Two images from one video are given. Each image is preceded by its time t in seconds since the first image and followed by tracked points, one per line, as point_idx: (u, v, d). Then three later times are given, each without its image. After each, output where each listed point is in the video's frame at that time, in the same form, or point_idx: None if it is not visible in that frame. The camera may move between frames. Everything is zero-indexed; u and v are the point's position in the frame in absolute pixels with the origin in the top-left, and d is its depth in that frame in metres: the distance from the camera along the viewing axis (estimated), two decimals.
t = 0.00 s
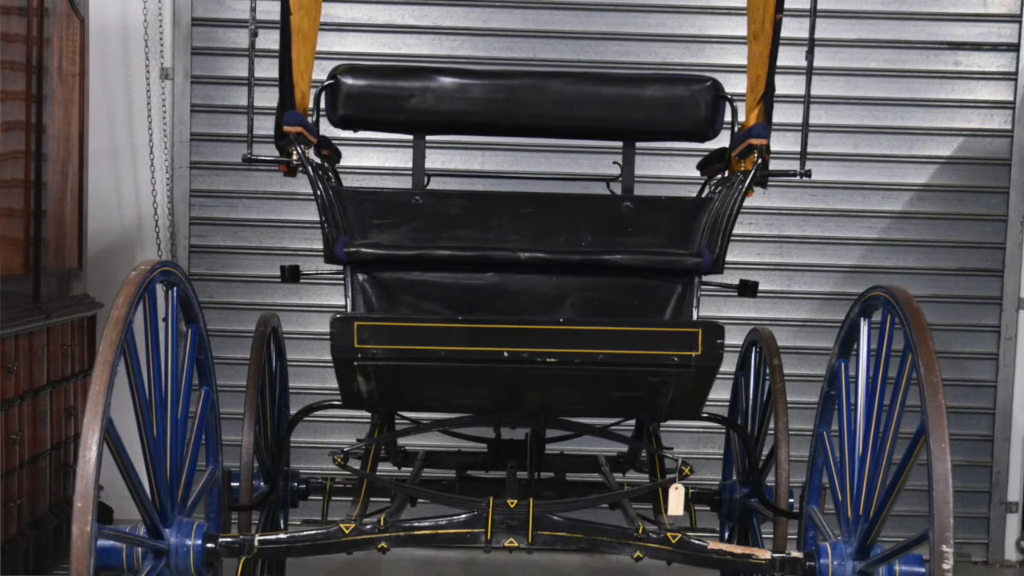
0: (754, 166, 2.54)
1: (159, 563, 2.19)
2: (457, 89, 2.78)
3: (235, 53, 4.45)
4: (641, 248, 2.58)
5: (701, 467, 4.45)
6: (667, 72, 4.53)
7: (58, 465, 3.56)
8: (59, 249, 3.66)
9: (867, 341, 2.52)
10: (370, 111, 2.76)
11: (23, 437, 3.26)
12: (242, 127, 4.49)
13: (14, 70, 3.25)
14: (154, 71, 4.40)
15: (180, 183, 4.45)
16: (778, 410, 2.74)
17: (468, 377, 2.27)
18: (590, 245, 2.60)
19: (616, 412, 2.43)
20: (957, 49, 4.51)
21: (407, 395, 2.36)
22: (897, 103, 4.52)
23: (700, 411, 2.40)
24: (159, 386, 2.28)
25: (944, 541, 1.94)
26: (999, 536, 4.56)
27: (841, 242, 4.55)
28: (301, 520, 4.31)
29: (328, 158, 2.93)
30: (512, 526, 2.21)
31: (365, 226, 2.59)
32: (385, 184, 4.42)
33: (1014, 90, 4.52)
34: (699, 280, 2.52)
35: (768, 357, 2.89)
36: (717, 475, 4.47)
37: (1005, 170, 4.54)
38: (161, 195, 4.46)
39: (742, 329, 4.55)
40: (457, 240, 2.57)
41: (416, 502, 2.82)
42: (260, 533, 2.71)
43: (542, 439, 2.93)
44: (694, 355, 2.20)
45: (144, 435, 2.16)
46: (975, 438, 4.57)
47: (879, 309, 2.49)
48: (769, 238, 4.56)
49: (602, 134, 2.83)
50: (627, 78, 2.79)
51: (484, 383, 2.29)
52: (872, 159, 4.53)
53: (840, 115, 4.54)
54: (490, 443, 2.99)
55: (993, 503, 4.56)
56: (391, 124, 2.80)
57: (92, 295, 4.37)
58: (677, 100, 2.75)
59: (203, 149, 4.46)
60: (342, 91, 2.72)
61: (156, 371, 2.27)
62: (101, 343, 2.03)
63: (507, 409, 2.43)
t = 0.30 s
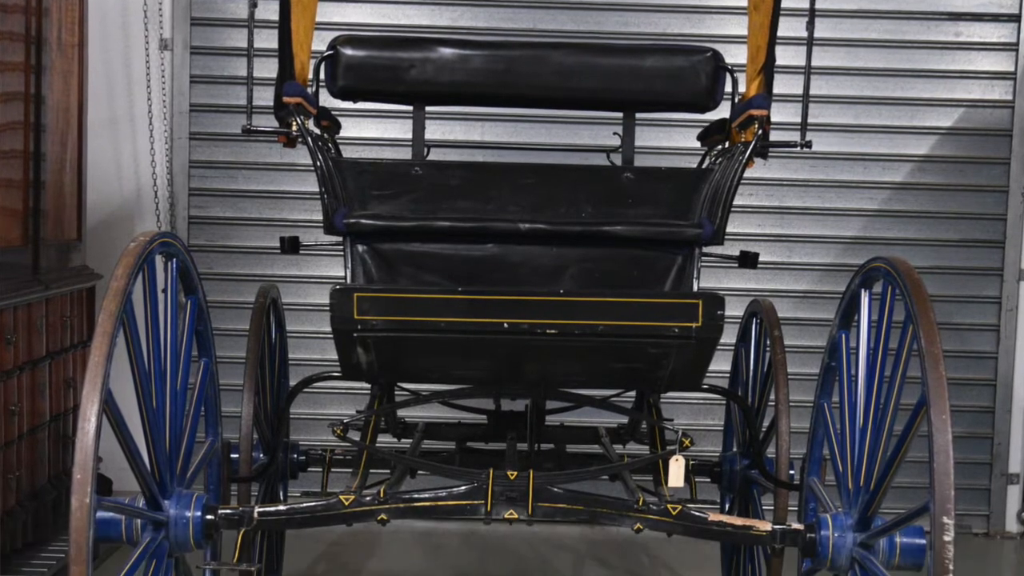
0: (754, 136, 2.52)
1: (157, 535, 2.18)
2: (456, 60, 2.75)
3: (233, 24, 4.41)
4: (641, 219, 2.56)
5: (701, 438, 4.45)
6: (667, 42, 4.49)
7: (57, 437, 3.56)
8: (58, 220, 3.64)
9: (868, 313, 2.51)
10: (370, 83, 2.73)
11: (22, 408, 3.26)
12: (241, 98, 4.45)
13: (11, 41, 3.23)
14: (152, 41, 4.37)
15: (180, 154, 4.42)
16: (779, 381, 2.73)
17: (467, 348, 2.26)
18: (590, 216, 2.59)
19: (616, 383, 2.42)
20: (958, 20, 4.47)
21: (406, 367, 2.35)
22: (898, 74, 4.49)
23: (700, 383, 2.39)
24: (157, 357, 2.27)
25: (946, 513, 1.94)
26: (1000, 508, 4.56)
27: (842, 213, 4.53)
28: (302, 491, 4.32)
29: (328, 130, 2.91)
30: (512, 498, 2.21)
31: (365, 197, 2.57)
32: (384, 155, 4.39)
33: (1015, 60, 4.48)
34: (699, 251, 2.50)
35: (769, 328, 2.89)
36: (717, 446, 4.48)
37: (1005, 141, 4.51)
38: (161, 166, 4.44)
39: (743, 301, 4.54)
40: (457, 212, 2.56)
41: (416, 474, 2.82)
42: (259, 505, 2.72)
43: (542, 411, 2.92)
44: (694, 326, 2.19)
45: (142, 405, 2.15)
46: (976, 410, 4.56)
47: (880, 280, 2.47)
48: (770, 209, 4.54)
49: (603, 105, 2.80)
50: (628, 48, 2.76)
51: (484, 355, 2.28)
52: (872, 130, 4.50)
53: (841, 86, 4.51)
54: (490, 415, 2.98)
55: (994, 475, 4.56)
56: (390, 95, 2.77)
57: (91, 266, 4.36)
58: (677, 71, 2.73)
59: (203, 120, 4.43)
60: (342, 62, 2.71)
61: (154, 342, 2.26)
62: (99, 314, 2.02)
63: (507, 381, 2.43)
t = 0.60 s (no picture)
0: (754, 107, 2.51)
1: (157, 507, 2.17)
2: (456, 31, 2.72)
3: None
4: (642, 190, 2.55)
5: (702, 409, 4.46)
6: (667, 12, 4.45)
7: (56, 408, 3.56)
8: (57, 191, 3.62)
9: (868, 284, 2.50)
10: (369, 53, 2.71)
11: (21, 379, 3.26)
12: (240, 68, 4.42)
13: (9, 11, 3.20)
14: (151, 11, 4.34)
15: (179, 124, 4.40)
16: (780, 352, 2.72)
17: (468, 320, 2.25)
18: (590, 187, 2.58)
19: (617, 355, 2.41)
20: None
21: (407, 339, 2.34)
22: (899, 45, 4.45)
23: (701, 354, 2.38)
24: (157, 328, 2.26)
25: (947, 485, 1.93)
26: (1001, 480, 4.56)
27: (842, 183, 4.50)
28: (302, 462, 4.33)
29: (328, 101, 2.88)
30: (512, 469, 2.21)
31: (365, 167, 2.55)
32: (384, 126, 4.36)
33: (1016, 31, 4.44)
34: (699, 223, 2.48)
35: (769, 300, 2.88)
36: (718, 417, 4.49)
37: (1006, 112, 4.48)
38: (160, 137, 4.41)
39: (743, 272, 4.53)
40: (457, 182, 2.54)
41: (416, 445, 2.82)
42: (258, 476, 2.71)
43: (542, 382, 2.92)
44: (695, 298, 2.18)
45: (141, 376, 2.15)
46: (977, 381, 4.56)
47: (880, 252, 2.47)
48: (771, 180, 4.52)
49: (603, 76, 2.78)
50: (628, 19, 2.73)
51: (484, 326, 2.27)
52: (872, 101, 4.47)
53: (841, 56, 4.47)
54: (489, 386, 2.98)
55: (995, 447, 4.56)
56: (390, 66, 2.74)
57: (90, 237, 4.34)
58: (677, 41, 2.70)
59: (202, 91, 4.40)
60: (341, 33, 2.68)
61: (154, 314, 2.25)
62: (98, 285, 2.01)
63: (507, 352, 2.42)
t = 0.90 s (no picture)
0: (754, 78, 2.49)
1: (157, 478, 2.17)
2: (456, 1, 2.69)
3: None
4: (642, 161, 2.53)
5: (702, 381, 4.46)
6: None
7: (55, 379, 3.56)
8: (56, 162, 3.60)
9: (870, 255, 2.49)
10: (368, 24, 2.68)
11: (20, 351, 3.26)
12: (240, 39, 4.39)
13: None
14: None
15: (178, 95, 4.37)
16: (781, 323, 2.72)
17: (467, 291, 2.24)
18: (590, 158, 2.56)
19: (617, 327, 2.41)
20: None
21: (407, 310, 2.34)
22: (900, 15, 4.42)
23: (701, 326, 2.37)
24: (155, 298, 2.26)
25: (947, 456, 1.93)
26: (1002, 451, 4.57)
27: (843, 154, 4.48)
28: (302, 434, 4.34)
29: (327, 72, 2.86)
30: (512, 441, 2.21)
31: (365, 138, 2.54)
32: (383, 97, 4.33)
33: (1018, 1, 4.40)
34: (699, 194, 2.47)
35: (770, 271, 2.88)
36: (718, 388, 4.49)
37: (1008, 83, 4.44)
38: (159, 107, 4.39)
39: (744, 243, 4.51)
40: (458, 153, 2.53)
41: (416, 416, 2.83)
42: (258, 448, 2.72)
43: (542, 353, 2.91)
44: (695, 269, 2.17)
45: (140, 346, 2.14)
46: (978, 353, 4.55)
47: (881, 223, 2.45)
48: (771, 151, 4.49)
49: (604, 46, 2.75)
50: None
51: (484, 298, 2.26)
52: (873, 72, 4.44)
53: (842, 27, 4.44)
54: (490, 357, 2.98)
55: (997, 418, 4.56)
56: (389, 36, 2.72)
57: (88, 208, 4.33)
58: (678, 12, 2.67)
59: (201, 62, 4.38)
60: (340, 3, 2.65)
61: (152, 285, 2.24)
62: (97, 256, 2.00)
63: (507, 324, 2.41)
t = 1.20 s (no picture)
0: (755, 49, 2.46)
1: (156, 449, 2.17)
2: None
3: None
4: (642, 132, 2.51)
5: (702, 352, 4.46)
6: None
7: (53, 350, 3.55)
8: (55, 132, 3.58)
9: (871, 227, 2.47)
10: None
11: (19, 322, 3.25)
12: (239, 9, 4.35)
13: None
14: None
15: (177, 66, 4.34)
16: (782, 295, 2.71)
17: (467, 263, 2.23)
18: (591, 128, 2.54)
19: (617, 298, 2.40)
20: None
21: (407, 281, 2.33)
22: None
23: (701, 297, 2.37)
24: (155, 269, 2.24)
25: (948, 427, 1.92)
26: (1003, 422, 4.57)
27: (843, 125, 4.45)
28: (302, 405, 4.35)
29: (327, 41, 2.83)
30: (512, 412, 2.20)
31: (364, 109, 2.51)
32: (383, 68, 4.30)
33: None
34: (700, 165, 2.46)
35: (770, 241, 2.87)
36: (718, 359, 4.48)
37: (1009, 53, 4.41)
38: (158, 78, 4.36)
39: (744, 214, 4.49)
40: (457, 124, 2.51)
41: (416, 386, 2.82)
42: (257, 419, 2.73)
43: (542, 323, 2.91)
44: (695, 241, 2.16)
45: (140, 318, 2.13)
46: (980, 324, 4.54)
47: (882, 194, 2.43)
48: (772, 122, 4.46)
49: (604, 15, 2.72)
50: None
51: (484, 269, 2.25)
52: (874, 42, 4.40)
53: None
54: (490, 328, 2.97)
55: (998, 389, 4.56)
56: (388, 6, 2.69)
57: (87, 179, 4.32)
58: None
59: (200, 32, 4.34)
60: None
61: (152, 257, 2.23)
62: (97, 227, 1.99)
63: (508, 295, 2.40)
